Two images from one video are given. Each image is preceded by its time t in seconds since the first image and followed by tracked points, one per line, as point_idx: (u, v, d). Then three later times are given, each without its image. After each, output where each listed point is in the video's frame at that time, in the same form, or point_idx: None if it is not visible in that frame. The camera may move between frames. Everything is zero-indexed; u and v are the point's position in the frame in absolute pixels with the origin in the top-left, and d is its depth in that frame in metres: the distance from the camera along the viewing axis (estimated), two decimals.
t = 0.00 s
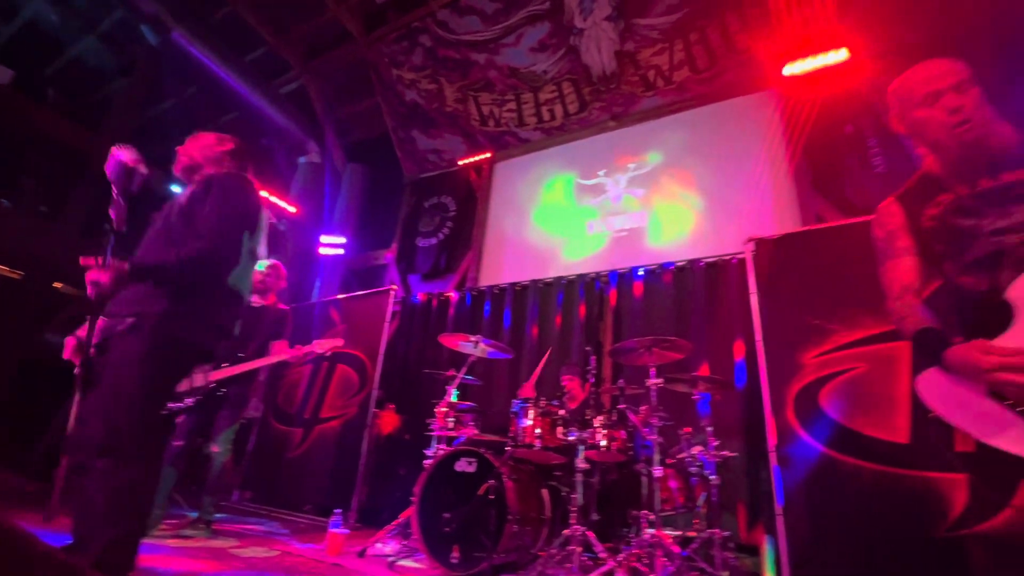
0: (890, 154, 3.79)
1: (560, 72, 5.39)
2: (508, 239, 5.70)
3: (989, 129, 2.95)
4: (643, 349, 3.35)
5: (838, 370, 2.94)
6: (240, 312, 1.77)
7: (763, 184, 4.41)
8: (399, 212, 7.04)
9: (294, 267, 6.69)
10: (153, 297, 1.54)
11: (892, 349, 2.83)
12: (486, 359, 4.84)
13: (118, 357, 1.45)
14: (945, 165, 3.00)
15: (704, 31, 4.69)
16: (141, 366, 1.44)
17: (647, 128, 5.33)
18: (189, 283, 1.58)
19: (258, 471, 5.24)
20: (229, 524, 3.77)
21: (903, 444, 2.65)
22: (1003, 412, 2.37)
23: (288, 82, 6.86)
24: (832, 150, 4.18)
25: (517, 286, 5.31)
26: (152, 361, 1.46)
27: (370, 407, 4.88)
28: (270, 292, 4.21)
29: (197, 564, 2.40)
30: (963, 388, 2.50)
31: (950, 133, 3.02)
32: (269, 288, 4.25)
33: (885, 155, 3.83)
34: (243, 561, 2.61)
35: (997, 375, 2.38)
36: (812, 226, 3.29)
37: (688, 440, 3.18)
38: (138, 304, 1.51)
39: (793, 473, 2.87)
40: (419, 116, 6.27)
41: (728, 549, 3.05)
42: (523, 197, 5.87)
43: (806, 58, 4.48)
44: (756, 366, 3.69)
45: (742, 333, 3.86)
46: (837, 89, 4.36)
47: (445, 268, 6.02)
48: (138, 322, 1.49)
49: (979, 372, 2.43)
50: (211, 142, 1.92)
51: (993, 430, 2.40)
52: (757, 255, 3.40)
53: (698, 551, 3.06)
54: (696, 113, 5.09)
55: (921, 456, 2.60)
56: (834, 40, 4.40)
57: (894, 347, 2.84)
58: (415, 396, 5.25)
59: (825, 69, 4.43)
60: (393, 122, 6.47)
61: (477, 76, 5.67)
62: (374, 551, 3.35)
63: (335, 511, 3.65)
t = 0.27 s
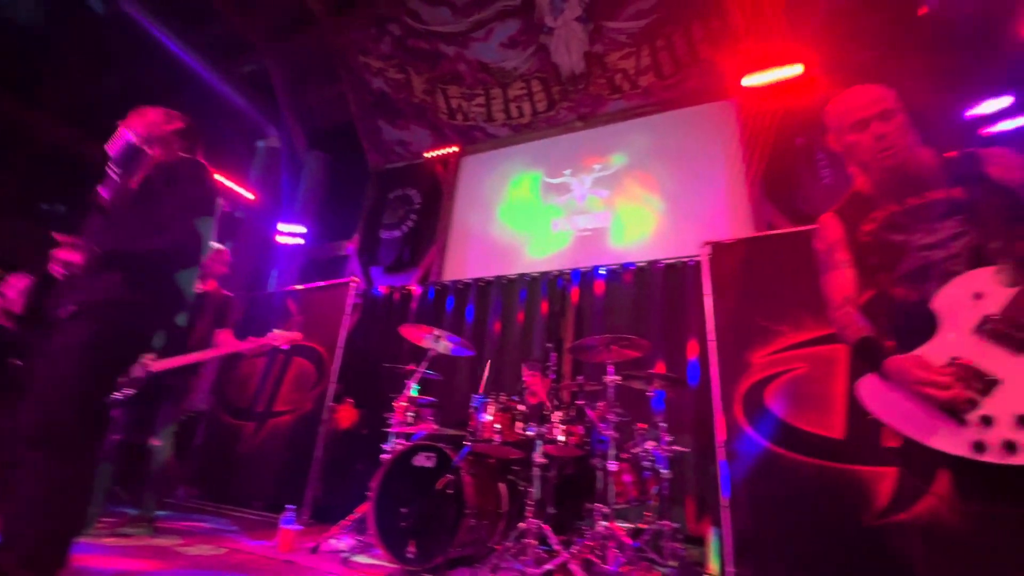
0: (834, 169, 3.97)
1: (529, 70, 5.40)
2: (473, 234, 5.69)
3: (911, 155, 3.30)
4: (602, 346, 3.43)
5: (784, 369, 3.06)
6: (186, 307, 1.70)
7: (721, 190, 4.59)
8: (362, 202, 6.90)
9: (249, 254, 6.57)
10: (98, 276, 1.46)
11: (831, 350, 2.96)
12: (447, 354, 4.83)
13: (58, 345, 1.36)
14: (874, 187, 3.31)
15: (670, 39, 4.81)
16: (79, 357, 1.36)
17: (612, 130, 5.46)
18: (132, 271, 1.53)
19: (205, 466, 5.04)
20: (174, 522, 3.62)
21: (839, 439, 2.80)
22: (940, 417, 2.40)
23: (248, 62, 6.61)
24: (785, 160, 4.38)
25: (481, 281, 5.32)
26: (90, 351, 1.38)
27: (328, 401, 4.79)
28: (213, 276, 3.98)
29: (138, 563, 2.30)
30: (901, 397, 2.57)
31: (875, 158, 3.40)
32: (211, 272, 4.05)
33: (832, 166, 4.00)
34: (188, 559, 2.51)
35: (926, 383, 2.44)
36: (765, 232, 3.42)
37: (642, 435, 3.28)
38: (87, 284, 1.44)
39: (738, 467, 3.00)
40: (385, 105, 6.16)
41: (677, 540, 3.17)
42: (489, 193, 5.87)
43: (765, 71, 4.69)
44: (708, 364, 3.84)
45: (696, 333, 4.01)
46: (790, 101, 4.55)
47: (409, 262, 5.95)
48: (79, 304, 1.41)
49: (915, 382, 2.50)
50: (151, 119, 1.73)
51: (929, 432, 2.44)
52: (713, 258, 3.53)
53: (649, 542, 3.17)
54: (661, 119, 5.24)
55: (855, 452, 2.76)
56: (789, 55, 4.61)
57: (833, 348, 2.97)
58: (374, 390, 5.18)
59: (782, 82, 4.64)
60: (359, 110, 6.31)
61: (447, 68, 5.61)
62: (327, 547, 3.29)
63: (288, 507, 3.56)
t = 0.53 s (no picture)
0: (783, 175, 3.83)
1: (497, 64, 5.38)
2: (434, 226, 5.64)
3: (838, 175, 3.06)
4: (559, 342, 3.49)
5: (727, 368, 3.22)
6: (123, 287, 2.12)
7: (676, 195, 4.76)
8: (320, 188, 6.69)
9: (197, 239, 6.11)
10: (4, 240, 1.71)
11: (770, 351, 3.14)
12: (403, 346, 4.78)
13: None
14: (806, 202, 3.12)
15: (635, 43, 4.91)
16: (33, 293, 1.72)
17: (576, 130, 5.54)
18: (71, 225, 1.91)
19: (141, 459, 4.79)
20: (105, 518, 3.42)
21: (774, 435, 2.98)
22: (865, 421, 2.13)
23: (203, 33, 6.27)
24: (737, 168, 4.58)
25: (440, 274, 5.28)
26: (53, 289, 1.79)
27: (278, 391, 4.65)
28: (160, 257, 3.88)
29: (65, 561, 2.17)
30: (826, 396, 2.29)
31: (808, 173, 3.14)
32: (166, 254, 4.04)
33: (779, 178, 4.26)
34: (120, 556, 2.39)
35: (859, 387, 2.14)
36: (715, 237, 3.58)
37: (593, 429, 3.38)
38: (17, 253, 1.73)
39: (682, 460, 3.14)
40: (347, 89, 5.98)
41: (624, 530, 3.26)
42: (452, 185, 5.83)
43: (722, 81, 4.89)
44: (658, 361, 3.99)
45: (648, 331, 4.15)
46: (744, 111, 4.80)
47: (367, 251, 5.84)
48: (1, 253, 1.69)
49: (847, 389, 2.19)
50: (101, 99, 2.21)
51: (856, 433, 2.15)
52: (667, 259, 3.67)
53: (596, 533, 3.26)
54: (623, 121, 5.36)
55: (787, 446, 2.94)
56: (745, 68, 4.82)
57: (771, 350, 3.15)
58: (327, 381, 5.06)
59: (736, 93, 4.87)
60: (319, 92, 6.10)
61: (412, 56, 5.51)
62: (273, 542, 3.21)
63: (231, 501, 3.44)
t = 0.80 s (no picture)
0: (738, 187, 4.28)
1: (468, 56, 5.34)
2: (400, 218, 5.57)
3: (791, 185, 3.57)
4: (523, 338, 3.52)
5: (683, 366, 3.34)
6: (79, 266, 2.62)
7: (641, 196, 4.87)
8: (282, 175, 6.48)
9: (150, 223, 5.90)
10: None
11: (726, 350, 3.25)
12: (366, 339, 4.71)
13: None
14: (761, 208, 3.59)
15: (605, 44, 4.97)
16: None
17: (545, 127, 5.58)
18: (22, 201, 2.46)
19: (81, 453, 4.55)
20: (40, 516, 3.23)
21: (726, 430, 3.11)
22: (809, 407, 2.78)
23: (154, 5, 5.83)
24: (700, 172, 4.72)
25: (405, 267, 5.22)
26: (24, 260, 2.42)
27: (233, 383, 4.50)
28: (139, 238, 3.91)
29: None
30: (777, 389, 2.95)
31: (763, 182, 3.63)
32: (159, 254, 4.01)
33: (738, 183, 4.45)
34: (57, 556, 2.27)
35: (806, 384, 2.78)
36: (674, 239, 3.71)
37: (554, 423, 3.43)
38: None
39: (639, 454, 3.24)
40: (313, 74, 5.80)
41: (580, 521, 3.34)
42: (419, 177, 5.77)
43: (687, 87, 5.04)
44: (619, 358, 4.09)
45: (610, 329, 4.24)
46: (705, 116, 4.97)
47: (329, 241, 5.70)
48: None
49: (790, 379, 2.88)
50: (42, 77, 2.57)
51: (803, 429, 2.79)
52: (629, 258, 3.80)
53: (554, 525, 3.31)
54: (592, 121, 5.43)
55: (738, 441, 3.07)
56: (708, 75, 4.98)
57: (726, 350, 3.27)
58: (285, 373, 4.92)
59: (700, 99, 5.04)
60: (282, 75, 5.89)
61: (382, 43, 5.39)
62: (224, 538, 3.12)
63: (179, 496, 3.31)
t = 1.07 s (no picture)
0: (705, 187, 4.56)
1: (442, 48, 5.29)
2: (368, 210, 5.48)
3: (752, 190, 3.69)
4: (491, 333, 3.53)
5: (646, 362, 3.43)
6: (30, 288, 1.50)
7: (610, 195, 4.95)
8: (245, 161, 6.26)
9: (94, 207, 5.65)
10: None
11: (685, 348, 3.39)
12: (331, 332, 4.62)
13: None
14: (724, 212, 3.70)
15: (579, 43, 5.00)
16: None
17: (517, 123, 5.59)
18: None
19: (22, 448, 4.31)
20: None
21: (683, 425, 3.23)
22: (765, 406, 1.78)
23: None
24: (667, 173, 4.84)
25: (373, 259, 5.13)
26: None
27: (189, 376, 4.34)
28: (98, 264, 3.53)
29: None
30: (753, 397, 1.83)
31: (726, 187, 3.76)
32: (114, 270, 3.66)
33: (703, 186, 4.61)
34: None
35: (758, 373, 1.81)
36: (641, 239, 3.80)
37: (520, 418, 3.48)
38: None
39: (602, 448, 3.32)
40: (279, 57, 5.61)
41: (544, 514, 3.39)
42: (389, 169, 5.69)
43: (658, 89, 5.17)
44: (585, 354, 4.15)
45: (577, 326, 4.30)
46: (674, 119, 5.11)
47: (295, 231, 5.57)
48: None
49: (748, 382, 1.84)
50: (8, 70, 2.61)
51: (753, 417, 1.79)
52: (598, 257, 3.82)
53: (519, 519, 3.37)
54: (565, 119, 5.49)
55: (697, 436, 3.18)
56: (678, 79, 5.10)
57: (685, 347, 3.41)
58: (244, 366, 4.76)
59: (670, 102, 5.19)
60: (246, 57, 5.68)
61: (353, 30, 5.27)
62: (178, 536, 3.03)
63: (130, 493, 3.18)
